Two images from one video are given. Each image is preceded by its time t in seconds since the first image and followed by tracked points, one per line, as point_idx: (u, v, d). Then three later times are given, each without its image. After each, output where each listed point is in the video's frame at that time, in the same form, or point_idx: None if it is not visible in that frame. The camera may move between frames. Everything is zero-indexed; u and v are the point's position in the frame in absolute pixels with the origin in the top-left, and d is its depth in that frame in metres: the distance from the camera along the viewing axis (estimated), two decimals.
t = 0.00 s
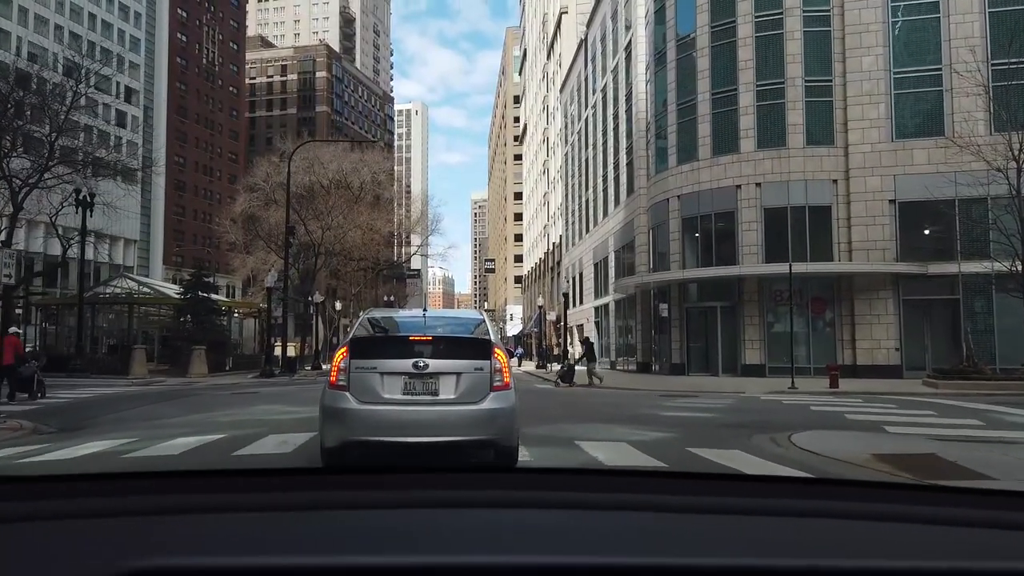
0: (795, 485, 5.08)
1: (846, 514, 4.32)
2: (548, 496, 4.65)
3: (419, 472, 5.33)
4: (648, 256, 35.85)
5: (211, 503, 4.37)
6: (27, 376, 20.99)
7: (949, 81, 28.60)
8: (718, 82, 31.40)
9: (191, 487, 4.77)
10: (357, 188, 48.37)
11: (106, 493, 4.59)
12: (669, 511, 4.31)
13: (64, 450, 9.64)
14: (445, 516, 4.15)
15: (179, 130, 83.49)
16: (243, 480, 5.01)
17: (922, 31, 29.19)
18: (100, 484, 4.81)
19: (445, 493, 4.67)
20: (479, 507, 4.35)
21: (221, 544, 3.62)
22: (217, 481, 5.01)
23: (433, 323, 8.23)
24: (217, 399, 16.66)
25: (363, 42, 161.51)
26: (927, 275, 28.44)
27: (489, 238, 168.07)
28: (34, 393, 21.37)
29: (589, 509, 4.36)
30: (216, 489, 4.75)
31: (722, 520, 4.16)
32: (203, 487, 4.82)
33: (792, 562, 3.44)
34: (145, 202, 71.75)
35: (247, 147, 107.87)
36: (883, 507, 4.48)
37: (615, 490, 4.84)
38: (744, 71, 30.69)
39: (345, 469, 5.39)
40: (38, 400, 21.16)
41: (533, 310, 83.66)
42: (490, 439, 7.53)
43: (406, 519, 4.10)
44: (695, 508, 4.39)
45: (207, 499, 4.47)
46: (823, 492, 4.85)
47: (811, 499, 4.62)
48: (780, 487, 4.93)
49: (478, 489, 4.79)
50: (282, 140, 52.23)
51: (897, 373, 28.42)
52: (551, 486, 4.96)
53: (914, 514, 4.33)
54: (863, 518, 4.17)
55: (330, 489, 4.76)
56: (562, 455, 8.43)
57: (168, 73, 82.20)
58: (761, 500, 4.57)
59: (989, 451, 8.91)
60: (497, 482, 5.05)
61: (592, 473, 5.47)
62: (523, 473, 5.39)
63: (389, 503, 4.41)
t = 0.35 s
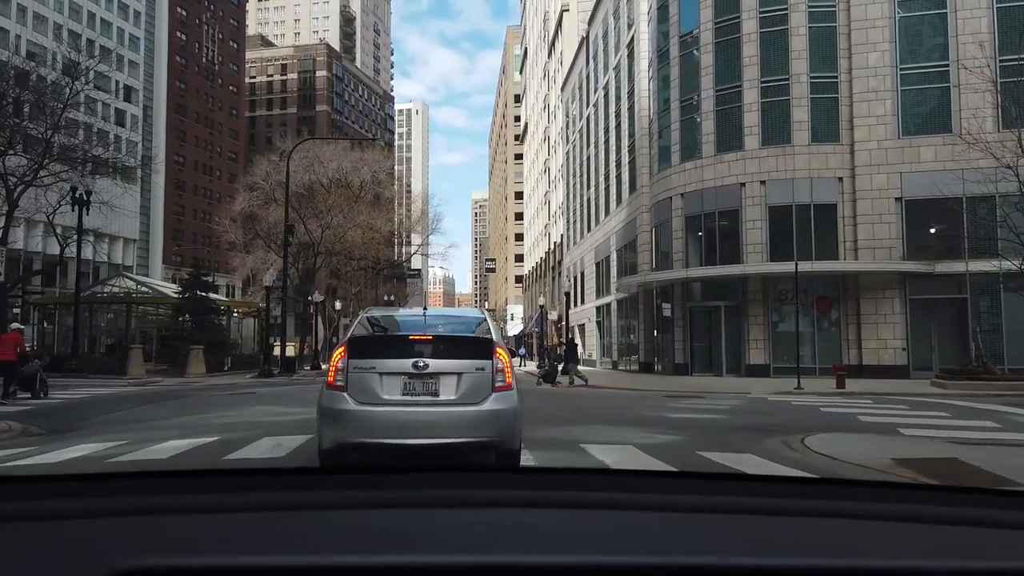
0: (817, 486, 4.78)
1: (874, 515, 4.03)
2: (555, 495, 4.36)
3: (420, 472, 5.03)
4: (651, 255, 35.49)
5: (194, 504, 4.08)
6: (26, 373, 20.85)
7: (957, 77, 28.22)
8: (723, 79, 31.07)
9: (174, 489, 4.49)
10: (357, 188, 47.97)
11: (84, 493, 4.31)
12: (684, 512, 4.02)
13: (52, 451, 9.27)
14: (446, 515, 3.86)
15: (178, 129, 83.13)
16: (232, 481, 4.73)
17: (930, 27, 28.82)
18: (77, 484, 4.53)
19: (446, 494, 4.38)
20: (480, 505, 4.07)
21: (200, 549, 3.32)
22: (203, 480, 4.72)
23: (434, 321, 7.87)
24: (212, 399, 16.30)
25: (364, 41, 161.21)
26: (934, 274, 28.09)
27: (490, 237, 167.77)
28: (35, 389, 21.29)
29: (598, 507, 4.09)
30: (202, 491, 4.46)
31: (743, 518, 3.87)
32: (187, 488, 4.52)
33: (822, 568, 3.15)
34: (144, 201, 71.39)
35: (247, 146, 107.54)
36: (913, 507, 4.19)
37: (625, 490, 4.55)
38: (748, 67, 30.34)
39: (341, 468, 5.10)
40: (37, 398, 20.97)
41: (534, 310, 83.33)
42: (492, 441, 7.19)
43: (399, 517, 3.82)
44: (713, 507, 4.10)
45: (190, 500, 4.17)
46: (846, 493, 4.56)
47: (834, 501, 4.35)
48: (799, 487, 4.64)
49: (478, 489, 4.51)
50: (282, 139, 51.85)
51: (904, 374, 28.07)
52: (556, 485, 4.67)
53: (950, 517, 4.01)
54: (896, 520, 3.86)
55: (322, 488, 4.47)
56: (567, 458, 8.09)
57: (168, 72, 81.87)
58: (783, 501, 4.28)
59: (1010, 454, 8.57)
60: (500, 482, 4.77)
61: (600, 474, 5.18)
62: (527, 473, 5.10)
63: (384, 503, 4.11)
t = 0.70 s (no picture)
0: (826, 507, 4.65)
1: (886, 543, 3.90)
2: (557, 520, 4.23)
3: (417, 491, 4.90)
4: (653, 254, 35.19)
5: (186, 530, 3.96)
6: (29, 373, 20.77)
7: (963, 74, 27.92)
8: (726, 76, 30.78)
9: (164, 510, 4.36)
10: (357, 187, 47.61)
11: (70, 516, 4.18)
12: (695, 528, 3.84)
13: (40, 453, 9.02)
14: (445, 541, 3.75)
15: (178, 129, 82.84)
16: (224, 501, 4.60)
17: (935, 23, 28.52)
18: (65, 505, 4.39)
19: (447, 518, 4.25)
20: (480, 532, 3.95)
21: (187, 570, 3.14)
22: (195, 501, 4.59)
23: (433, 320, 7.56)
24: (208, 400, 16.05)
25: (363, 41, 160.91)
26: (941, 272, 27.78)
27: (489, 237, 167.35)
28: (38, 390, 21.19)
29: (602, 533, 3.96)
30: (193, 511, 4.32)
31: (748, 543, 3.77)
32: (177, 508, 4.38)
33: None
34: (143, 201, 71.09)
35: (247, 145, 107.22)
36: (929, 535, 4.06)
37: (629, 511, 4.43)
38: (751, 64, 30.07)
39: (336, 487, 4.96)
40: (39, 398, 20.86)
41: (534, 308, 83.05)
42: (494, 445, 6.90)
43: (396, 545, 3.69)
44: (717, 533, 3.99)
45: (181, 526, 4.05)
46: (856, 516, 4.42)
47: (845, 526, 4.22)
48: (809, 509, 4.52)
49: (478, 513, 4.38)
50: (281, 138, 51.53)
51: (910, 373, 27.78)
52: (558, 506, 4.54)
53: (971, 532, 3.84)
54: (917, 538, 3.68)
55: (317, 511, 4.34)
56: (570, 461, 7.82)
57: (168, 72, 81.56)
58: (792, 527, 4.15)
59: None
60: (501, 502, 4.63)
61: (604, 490, 5.03)
62: (528, 490, 4.96)
63: (381, 529, 3.98)
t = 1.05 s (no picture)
0: (856, 508, 4.38)
1: (925, 547, 3.63)
2: (572, 521, 3.96)
3: (420, 491, 4.63)
4: (655, 253, 34.96)
5: (174, 531, 3.69)
6: (29, 373, 20.70)
7: (968, 71, 27.65)
8: (729, 73, 30.57)
9: (152, 509, 4.09)
10: (357, 187, 47.39)
11: (48, 516, 3.91)
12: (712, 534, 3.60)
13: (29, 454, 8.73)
14: (453, 544, 3.47)
15: (177, 128, 82.64)
16: (216, 500, 4.33)
17: (941, 19, 28.25)
18: (45, 505, 4.12)
19: (448, 519, 4.00)
20: (489, 533, 3.68)
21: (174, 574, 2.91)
22: (186, 500, 4.32)
23: (434, 319, 7.31)
24: (204, 401, 15.78)
25: (363, 41, 160.69)
26: (947, 272, 27.52)
27: (489, 237, 166.90)
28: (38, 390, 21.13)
29: (622, 534, 3.70)
30: (182, 510, 4.06)
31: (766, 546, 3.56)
32: (165, 507, 4.12)
33: None
34: (143, 201, 70.86)
35: (246, 145, 106.97)
36: (967, 538, 3.79)
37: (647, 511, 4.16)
38: (755, 61, 29.85)
39: (333, 487, 4.69)
40: (38, 399, 20.78)
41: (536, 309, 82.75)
42: (497, 449, 6.64)
43: (400, 547, 3.43)
44: (733, 534, 3.78)
45: (170, 525, 3.78)
46: (890, 516, 4.15)
47: (878, 528, 3.94)
48: (837, 512, 4.25)
49: (487, 512, 4.11)
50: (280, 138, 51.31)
51: (915, 373, 27.54)
52: (570, 506, 4.27)
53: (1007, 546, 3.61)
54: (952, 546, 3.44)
55: (314, 511, 4.08)
56: (574, 463, 7.57)
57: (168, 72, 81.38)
58: (824, 530, 3.87)
59: None
60: (509, 501, 4.36)
61: (618, 490, 4.76)
62: (538, 489, 4.70)
63: (383, 529, 3.72)
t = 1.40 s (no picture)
0: (870, 510, 4.25)
1: (938, 557, 3.54)
2: (576, 523, 3.88)
3: (421, 489, 4.55)
4: (656, 252, 34.76)
5: (175, 535, 3.65)
6: (31, 371, 20.75)
7: (974, 69, 27.42)
8: (732, 71, 30.37)
9: (150, 509, 4.02)
10: (357, 186, 47.16)
11: (31, 521, 3.75)
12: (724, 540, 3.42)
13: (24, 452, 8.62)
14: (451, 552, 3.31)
15: (177, 127, 82.49)
16: (216, 498, 4.26)
17: (946, 17, 28.03)
18: (43, 503, 4.06)
19: (445, 524, 3.83)
20: (491, 539, 3.60)
21: None
22: (185, 498, 4.26)
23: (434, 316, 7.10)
24: (203, 401, 15.62)
25: (364, 40, 160.60)
26: (952, 271, 27.30)
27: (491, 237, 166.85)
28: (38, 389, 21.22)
29: (625, 541, 3.61)
30: (180, 511, 3.98)
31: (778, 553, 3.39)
32: (153, 511, 3.95)
33: None
34: (143, 200, 70.72)
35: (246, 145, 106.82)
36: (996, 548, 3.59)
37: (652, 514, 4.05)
38: (758, 59, 29.65)
39: (333, 485, 4.59)
40: (38, 398, 20.81)
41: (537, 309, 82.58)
42: (499, 453, 6.41)
43: (402, 556, 3.36)
44: (741, 540, 3.62)
45: (170, 528, 3.73)
46: (901, 521, 4.05)
47: (891, 534, 3.85)
48: (849, 514, 4.15)
49: (490, 515, 4.03)
50: (281, 137, 51.14)
51: (920, 373, 27.33)
52: (574, 507, 4.19)
53: None
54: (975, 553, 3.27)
55: (314, 512, 3.99)
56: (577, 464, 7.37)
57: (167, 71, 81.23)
58: (832, 536, 3.79)
59: None
60: (512, 502, 4.26)
61: (624, 488, 4.66)
62: (540, 488, 4.62)
63: (384, 534, 3.66)
